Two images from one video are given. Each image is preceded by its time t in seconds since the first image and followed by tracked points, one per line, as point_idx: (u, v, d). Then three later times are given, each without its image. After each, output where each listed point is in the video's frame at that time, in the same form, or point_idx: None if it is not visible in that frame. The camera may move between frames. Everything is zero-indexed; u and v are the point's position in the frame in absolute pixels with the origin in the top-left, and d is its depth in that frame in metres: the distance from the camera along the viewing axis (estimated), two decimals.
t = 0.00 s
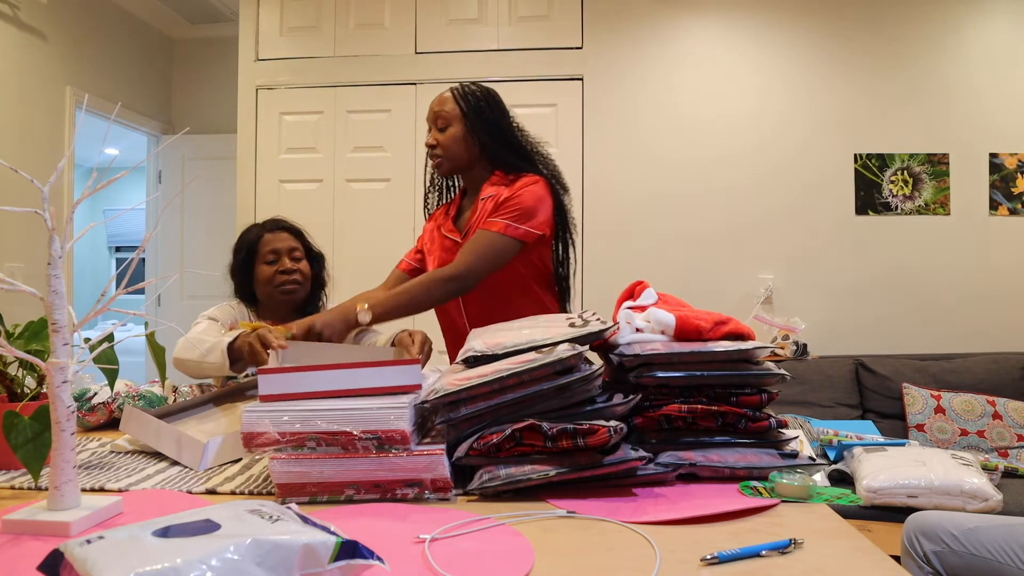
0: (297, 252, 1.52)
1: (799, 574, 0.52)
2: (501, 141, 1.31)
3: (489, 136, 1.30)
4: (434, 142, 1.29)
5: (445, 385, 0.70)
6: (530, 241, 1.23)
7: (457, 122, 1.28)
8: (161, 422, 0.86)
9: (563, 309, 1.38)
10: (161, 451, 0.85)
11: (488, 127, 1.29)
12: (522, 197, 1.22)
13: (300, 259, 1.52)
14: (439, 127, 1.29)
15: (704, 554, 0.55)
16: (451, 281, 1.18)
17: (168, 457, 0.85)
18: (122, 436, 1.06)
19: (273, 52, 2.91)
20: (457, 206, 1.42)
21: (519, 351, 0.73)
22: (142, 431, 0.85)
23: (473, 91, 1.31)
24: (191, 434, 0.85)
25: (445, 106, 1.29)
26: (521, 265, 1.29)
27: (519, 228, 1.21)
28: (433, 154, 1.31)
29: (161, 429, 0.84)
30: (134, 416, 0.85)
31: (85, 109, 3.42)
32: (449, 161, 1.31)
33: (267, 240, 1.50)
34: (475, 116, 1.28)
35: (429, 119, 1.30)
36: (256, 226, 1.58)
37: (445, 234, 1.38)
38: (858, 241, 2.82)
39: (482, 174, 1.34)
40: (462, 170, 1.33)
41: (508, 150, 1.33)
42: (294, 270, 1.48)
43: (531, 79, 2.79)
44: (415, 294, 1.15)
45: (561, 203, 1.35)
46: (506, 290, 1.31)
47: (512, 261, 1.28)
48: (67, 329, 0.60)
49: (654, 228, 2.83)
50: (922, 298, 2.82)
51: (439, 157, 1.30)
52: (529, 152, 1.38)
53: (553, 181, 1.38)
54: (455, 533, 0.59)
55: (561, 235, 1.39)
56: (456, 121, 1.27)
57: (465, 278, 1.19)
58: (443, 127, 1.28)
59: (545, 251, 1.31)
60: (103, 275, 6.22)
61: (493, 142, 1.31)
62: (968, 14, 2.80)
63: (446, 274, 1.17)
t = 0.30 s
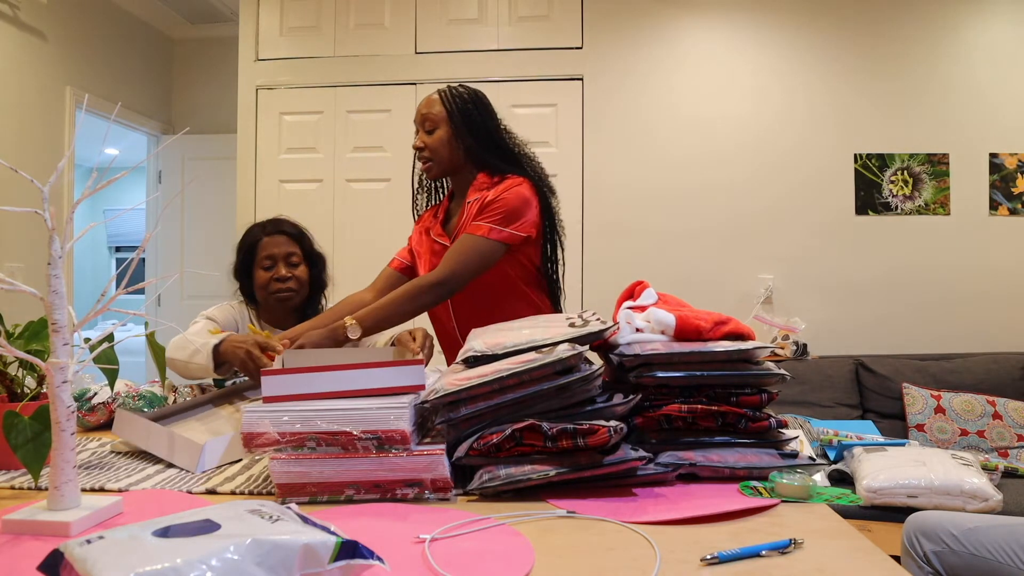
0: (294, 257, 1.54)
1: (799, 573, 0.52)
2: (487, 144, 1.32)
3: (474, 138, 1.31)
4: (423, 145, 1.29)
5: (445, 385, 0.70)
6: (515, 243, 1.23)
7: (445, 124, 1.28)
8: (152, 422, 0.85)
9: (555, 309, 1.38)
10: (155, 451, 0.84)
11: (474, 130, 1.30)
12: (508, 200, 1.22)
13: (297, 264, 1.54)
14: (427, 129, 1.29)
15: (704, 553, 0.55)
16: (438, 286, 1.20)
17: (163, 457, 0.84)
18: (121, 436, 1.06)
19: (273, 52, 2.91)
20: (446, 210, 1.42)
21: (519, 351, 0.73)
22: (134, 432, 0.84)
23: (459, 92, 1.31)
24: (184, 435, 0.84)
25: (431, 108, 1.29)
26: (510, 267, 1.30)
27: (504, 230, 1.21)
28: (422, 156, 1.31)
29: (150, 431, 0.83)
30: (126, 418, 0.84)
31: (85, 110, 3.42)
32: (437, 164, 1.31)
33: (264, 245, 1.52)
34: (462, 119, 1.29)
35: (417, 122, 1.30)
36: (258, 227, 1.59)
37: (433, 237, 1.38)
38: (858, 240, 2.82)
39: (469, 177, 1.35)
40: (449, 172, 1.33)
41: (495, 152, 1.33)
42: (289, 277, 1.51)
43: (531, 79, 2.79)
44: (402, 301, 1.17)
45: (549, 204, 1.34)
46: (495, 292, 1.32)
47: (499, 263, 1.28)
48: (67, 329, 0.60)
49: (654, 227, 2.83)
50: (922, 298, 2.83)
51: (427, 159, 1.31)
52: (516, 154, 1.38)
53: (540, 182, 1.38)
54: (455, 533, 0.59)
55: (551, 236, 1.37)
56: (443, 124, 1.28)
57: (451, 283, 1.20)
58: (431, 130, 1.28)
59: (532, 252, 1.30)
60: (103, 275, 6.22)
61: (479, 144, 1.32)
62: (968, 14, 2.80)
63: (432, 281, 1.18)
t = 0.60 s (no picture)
0: (292, 262, 1.55)
1: (799, 573, 0.52)
2: (481, 145, 1.32)
3: (468, 140, 1.31)
4: (418, 147, 1.29)
5: (445, 385, 0.70)
6: (509, 245, 1.24)
7: (439, 126, 1.28)
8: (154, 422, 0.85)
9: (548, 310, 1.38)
10: (154, 450, 0.85)
11: (467, 131, 1.30)
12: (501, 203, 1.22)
13: (294, 269, 1.55)
14: (422, 130, 1.29)
15: (704, 554, 0.55)
16: (431, 290, 1.20)
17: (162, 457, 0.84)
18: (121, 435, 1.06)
19: (273, 52, 2.91)
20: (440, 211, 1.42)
21: (518, 351, 0.73)
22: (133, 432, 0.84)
23: (453, 93, 1.30)
24: (184, 434, 0.84)
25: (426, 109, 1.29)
26: (504, 269, 1.30)
27: (497, 233, 1.22)
28: (417, 158, 1.31)
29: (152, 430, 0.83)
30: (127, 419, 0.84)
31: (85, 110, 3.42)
32: (433, 165, 1.31)
33: (263, 248, 1.55)
34: (457, 120, 1.29)
35: (412, 123, 1.29)
36: (260, 228, 1.60)
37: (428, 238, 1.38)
38: (858, 240, 2.82)
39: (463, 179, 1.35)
40: (444, 174, 1.33)
41: (488, 153, 1.33)
42: (286, 282, 1.54)
43: (531, 79, 2.79)
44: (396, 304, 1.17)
45: (543, 205, 1.35)
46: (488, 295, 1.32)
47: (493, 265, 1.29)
48: (67, 329, 0.60)
49: (654, 227, 2.83)
50: (922, 298, 2.82)
51: (422, 161, 1.31)
52: (509, 155, 1.38)
53: (534, 183, 1.38)
54: (455, 533, 0.59)
55: (546, 237, 1.37)
56: (438, 126, 1.28)
57: (444, 286, 1.21)
58: (427, 132, 1.28)
59: (525, 254, 1.31)
60: (103, 275, 6.22)
61: (473, 145, 1.32)
62: (968, 14, 2.80)
63: (426, 283, 1.19)
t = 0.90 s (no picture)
0: (287, 266, 1.55)
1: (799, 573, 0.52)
2: (487, 146, 1.32)
3: (474, 140, 1.31)
4: (425, 146, 1.29)
5: (445, 385, 0.70)
6: (513, 245, 1.24)
7: (446, 125, 1.28)
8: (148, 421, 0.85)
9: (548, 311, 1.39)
10: (150, 450, 0.85)
11: (473, 131, 1.30)
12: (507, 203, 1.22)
13: (290, 273, 1.55)
14: (427, 129, 1.28)
15: (704, 553, 0.55)
16: (433, 286, 1.18)
17: (158, 457, 0.85)
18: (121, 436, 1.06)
19: (273, 52, 2.91)
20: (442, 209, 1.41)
21: (518, 351, 0.73)
22: (129, 431, 0.84)
23: (459, 93, 1.30)
24: (180, 434, 0.84)
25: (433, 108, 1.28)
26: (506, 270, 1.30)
27: (502, 232, 1.22)
28: (422, 156, 1.30)
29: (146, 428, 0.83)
30: (121, 417, 0.85)
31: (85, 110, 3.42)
32: (438, 164, 1.30)
33: (259, 252, 1.55)
34: (463, 119, 1.29)
35: (418, 121, 1.29)
36: (257, 230, 1.60)
37: (430, 236, 1.38)
38: (858, 240, 2.82)
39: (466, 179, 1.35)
40: (448, 173, 1.33)
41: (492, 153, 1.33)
42: (281, 286, 1.54)
43: (530, 79, 2.79)
44: (398, 298, 1.14)
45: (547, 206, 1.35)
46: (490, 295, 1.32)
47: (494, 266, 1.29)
48: (67, 329, 0.60)
49: (654, 227, 2.83)
50: (922, 298, 2.82)
51: (428, 160, 1.30)
52: (513, 155, 1.38)
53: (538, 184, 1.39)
54: (455, 533, 0.59)
55: (546, 238, 1.38)
56: (444, 125, 1.27)
57: (445, 284, 1.19)
58: (434, 130, 1.28)
59: (528, 255, 1.31)
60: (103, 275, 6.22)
61: (479, 145, 1.32)
62: (968, 14, 2.80)
63: (428, 279, 1.17)
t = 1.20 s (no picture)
0: (287, 266, 1.55)
1: (799, 573, 0.52)
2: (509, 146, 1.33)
3: (499, 140, 1.30)
4: (457, 145, 1.23)
5: (445, 385, 0.70)
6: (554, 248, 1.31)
7: (477, 124, 1.24)
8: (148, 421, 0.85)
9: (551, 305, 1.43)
10: (150, 451, 0.85)
11: (499, 131, 1.30)
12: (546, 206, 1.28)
13: (290, 272, 1.55)
14: (456, 128, 1.23)
15: (704, 553, 0.55)
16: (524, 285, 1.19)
17: (158, 457, 0.85)
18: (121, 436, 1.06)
19: (273, 52, 2.91)
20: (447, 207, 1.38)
21: (519, 351, 0.73)
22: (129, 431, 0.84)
23: (477, 92, 1.28)
24: (180, 434, 0.84)
25: (461, 107, 1.23)
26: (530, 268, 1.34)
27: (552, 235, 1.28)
28: (453, 156, 1.24)
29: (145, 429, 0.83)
30: (123, 416, 0.85)
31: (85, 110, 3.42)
32: (469, 164, 1.26)
33: (259, 252, 1.55)
34: (485, 118, 1.27)
35: (448, 120, 1.22)
36: (258, 232, 1.60)
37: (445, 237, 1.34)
38: (858, 240, 2.82)
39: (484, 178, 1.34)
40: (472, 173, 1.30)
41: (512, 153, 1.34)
42: (281, 285, 1.54)
43: (530, 79, 2.79)
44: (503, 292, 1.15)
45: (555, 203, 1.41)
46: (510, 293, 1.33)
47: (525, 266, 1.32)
48: (67, 329, 0.60)
49: (654, 227, 2.83)
50: (922, 298, 2.82)
51: (460, 159, 1.24)
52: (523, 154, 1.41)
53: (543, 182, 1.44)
54: (455, 533, 0.59)
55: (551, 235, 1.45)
56: (476, 125, 1.24)
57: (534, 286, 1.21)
58: (467, 130, 1.23)
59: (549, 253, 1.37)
60: (103, 275, 6.22)
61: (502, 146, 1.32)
62: (968, 14, 2.80)
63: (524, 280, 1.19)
